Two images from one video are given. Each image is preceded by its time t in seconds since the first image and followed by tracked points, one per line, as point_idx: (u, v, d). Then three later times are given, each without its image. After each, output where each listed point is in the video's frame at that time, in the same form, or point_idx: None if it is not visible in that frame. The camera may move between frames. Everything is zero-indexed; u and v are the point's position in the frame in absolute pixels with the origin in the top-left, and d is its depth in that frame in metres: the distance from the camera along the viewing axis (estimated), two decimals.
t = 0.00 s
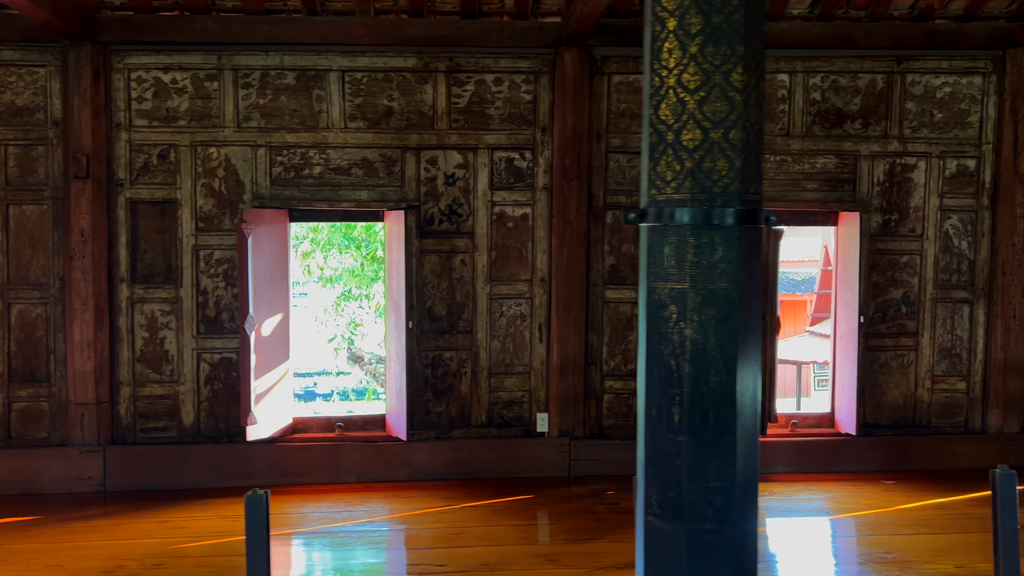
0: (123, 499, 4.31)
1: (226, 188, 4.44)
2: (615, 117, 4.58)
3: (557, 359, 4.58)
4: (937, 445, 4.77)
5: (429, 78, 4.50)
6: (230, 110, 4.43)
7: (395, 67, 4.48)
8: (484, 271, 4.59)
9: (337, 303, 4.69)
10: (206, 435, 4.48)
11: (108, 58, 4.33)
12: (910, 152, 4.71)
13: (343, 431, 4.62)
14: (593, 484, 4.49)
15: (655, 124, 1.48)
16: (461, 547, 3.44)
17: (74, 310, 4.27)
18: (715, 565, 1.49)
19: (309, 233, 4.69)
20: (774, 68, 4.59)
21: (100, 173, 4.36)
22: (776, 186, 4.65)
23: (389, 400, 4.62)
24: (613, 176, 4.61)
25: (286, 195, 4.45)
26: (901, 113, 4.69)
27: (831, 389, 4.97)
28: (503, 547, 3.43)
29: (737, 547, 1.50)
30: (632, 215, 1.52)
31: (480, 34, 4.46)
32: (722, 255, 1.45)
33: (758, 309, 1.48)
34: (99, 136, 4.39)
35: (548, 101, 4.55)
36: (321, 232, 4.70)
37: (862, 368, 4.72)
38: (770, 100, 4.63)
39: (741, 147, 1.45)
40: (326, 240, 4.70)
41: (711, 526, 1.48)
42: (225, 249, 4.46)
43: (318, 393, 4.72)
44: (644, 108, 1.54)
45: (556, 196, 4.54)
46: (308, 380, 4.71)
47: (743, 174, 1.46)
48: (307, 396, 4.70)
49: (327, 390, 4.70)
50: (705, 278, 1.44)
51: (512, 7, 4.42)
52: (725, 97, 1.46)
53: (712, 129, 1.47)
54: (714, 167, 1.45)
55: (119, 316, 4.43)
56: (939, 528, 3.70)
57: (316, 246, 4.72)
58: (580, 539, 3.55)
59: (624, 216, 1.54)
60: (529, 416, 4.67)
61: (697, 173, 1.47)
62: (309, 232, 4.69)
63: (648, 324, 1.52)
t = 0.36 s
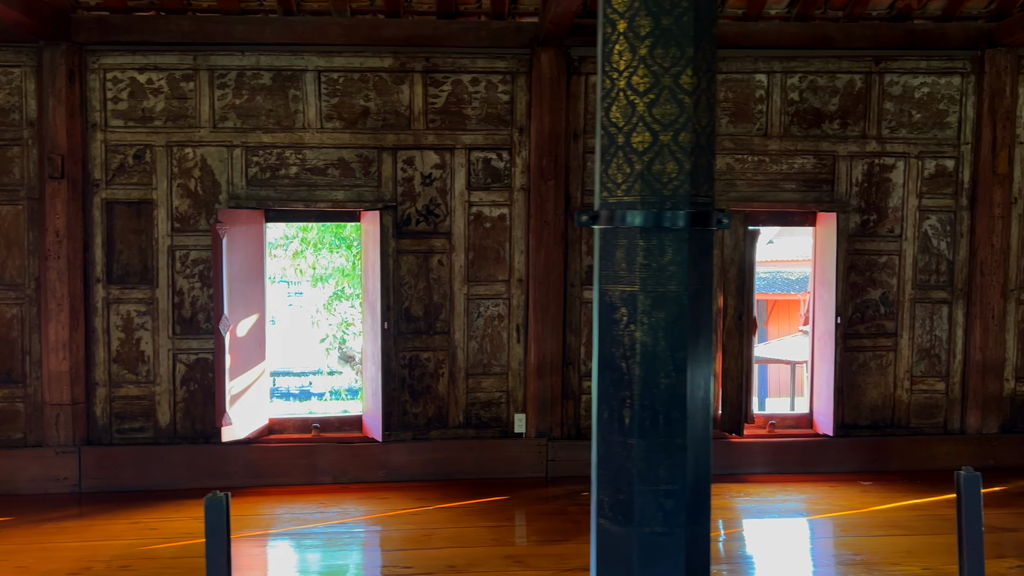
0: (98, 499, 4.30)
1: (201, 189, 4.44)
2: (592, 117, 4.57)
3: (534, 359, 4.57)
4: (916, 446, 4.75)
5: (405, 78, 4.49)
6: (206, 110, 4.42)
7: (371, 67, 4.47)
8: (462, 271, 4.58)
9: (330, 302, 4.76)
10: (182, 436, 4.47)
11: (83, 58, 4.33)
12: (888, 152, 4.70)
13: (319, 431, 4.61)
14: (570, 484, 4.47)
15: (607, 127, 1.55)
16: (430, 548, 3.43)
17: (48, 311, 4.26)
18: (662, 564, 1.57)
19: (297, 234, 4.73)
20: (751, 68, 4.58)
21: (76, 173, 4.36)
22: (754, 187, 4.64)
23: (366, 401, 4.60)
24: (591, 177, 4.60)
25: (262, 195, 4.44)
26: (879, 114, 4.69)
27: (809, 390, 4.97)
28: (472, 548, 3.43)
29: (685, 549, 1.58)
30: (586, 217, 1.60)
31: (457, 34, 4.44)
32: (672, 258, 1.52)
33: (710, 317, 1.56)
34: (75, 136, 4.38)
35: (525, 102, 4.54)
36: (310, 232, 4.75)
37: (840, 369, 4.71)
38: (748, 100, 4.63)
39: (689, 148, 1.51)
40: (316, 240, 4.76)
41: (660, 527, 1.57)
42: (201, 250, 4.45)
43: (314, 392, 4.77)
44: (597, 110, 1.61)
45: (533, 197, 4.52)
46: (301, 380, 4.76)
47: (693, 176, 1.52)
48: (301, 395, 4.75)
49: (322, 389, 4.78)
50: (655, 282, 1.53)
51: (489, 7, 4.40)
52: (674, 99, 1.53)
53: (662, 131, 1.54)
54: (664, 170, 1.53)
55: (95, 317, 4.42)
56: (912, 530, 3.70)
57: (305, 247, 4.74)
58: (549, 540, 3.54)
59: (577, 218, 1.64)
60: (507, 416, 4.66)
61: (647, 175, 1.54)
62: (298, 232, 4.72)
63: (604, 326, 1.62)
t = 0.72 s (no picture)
0: (74, 499, 4.29)
1: (178, 189, 4.43)
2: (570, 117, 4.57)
3: (512, 359, 4.56)
4: (895, 446, 4.75)
5: (382, 78, 4.48)
6: (182, 110, 4.42)
7: (348, 67, 4.47)
8: (439, 271, 4.57)
9: (322, 302, 4.88)
10: (158, 436, 4.47)
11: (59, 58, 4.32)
12: (866, 152, 4.69)
13: (295, 432, 4.61)
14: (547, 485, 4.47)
15: (558, 125, 1.56)
16: (400, 549, 3.43)
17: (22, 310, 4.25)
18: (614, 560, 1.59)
19: (286, 234, 4.81)
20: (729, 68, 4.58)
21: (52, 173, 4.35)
22: (732, 186, 4.64)
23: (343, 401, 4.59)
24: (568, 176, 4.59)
25: (239, 195, 4.43)
26: (857, 114, 4.69)
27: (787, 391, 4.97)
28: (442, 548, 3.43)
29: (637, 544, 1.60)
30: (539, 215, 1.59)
31: (434, 34, 4.44)
32: (622, 257, 1.55)
33: (660, 316, 1.58)
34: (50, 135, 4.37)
35: (502, 102, 4.54)
36: (300, 233, 4.86)
37: (817, 369, 4.71)
38: (725, 100, 4.63)
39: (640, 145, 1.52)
40: (306, 242, 4.89)
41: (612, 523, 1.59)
42: (178, 250, 4.45)
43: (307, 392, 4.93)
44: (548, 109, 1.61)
45: (511, 196, 4.52)
46: (297, 381, 4.93)
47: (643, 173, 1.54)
48: (297, 395, 4.92)
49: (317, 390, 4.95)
50: (606, 279, 1.54)
51: (466, 7, 4.40)
52: (624, 97, 1.54)
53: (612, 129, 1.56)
54: (614, 167, 1.54)
55: (71, 317, 4.41)
56: (884, 530, 3.69)
57: (294, 247, 4.85)
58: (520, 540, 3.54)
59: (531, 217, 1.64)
60: (484, 416, 4.65)
61: (598, 173, 1.55)
62: (287, 233, 4.81)
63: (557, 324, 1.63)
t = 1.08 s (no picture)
0: (49, 500, 4.29)
1: (155, 189, 4.43)
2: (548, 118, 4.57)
3: (489, 359, 4.55)
4: (874, 446, 4.73)
5: (359, 78, 4.48)
6: (159, 110, 4.42)
7: (324, 67, 4.46)
8: (416, 271, 4.55)
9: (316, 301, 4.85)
10: (135, 436, 4.47)
11: (35, 57, 4.32)
12: (845, 152, 4.69)
13: (272, 432, 4.60)
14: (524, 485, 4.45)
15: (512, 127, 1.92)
16: (369, 550, 3.44)
17: None
18: (564, 556, 1.91)
19: (277, 235, 4.82)
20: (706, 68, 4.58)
21: (27, 173, 4.36)
22: (709, 187, 4.64)
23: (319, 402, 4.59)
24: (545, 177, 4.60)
25: (215, 195, 4.43)
26: (835, 114, 4.68)
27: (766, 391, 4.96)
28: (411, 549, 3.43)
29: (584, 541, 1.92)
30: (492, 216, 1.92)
31: (410, 34, 4.43)
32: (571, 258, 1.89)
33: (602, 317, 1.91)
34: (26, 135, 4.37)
35: (479, 101, 4.53)
36: (290, 234, 4.87)
37: (795, 369, 4.70)
38: (703, 100, 4.62)
39: (585, 148, 1.88)
40: (296, 243, 4.90)
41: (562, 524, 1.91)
42: (154, 250, 4.45)
43: (304, 392, 4.83)
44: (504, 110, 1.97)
45: (488, 197, 4.51)
46: (293, 381, 4.83)
47: (589, 174, 1.89)
48: (293, 395, 4.80)
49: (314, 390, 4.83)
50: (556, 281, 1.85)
51: (443, 7, 4.39)
52: (571, 97, 1.90)
53: (560, 129, 1.91)
54: (562, 168, 1.90)
55: (47, 317, 4.42)
56: (854, 529, 3.70)
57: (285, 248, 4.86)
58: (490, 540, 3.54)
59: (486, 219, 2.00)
60: (462, 417, 4.62)
61: (546, 174, 1.89)
62: (277, 234, 4.82)
63: (513, 325, 1.99)
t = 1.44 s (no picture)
0: (24, 501, 4.28)
1: (131, 189, 4.42)
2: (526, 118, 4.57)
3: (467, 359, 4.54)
4: (853, 447, 4.72)
5: (336, 78, 4.47)
6: (135, 110, 4.40)
7: (301, 67, 4.45)
8: (394, 271, 4.54)
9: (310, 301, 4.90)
10: (112, 437, 4.45)
11: (11, 57, 4.30)
12: (824, 152, 4.68)
13: (249, 433, 4.60)
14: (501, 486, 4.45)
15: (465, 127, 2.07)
16: (339, 551, 3.43)
17: None
18: (517, 555, 2.06)
19: (266, 235, 4.91)
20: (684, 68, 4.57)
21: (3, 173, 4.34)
22: (688, 187, 4.64)
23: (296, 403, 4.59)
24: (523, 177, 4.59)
25: (191, 195, 4.42)
26: (814, 114, 4.67)
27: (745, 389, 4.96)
28: (381, 550, 3.43)
29: (537, 542, 2.07)
30: (445, 216, 2.09)
31: (387, 34, 4.42)
32: (524, 258, 2.04)
33: (551, 316, 2.07)
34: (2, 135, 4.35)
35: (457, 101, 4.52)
36: (278, 235, 4.96)
37: (774, 370, 4.69)
38: (681, 100, 4.63)
39: (538, 149, 2.03)
40: (284, 243, 4.99)
41: (515, 525, 2.07)
42: (130, 250, 4.43)
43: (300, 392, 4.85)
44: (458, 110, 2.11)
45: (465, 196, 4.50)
46: (288, 381, 4.86)
47: (543, 176, 2.04)
48: (288, 396, 4.84)
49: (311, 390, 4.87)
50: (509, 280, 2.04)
51: (420, 7, 4.38)
52: (524, 98, 2.03)
53: (513, 129, 2.05)
54: (515, 167, 2.04)
55: (23, 317, 4.40)
56: (826, 531, 3.71)
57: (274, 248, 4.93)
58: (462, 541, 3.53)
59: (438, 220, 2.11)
60: (440, 418, 4.61)
61: (499, 173, 2.05)
62: (266, 234, 4.91)
63: (467, 326, 2.12)
